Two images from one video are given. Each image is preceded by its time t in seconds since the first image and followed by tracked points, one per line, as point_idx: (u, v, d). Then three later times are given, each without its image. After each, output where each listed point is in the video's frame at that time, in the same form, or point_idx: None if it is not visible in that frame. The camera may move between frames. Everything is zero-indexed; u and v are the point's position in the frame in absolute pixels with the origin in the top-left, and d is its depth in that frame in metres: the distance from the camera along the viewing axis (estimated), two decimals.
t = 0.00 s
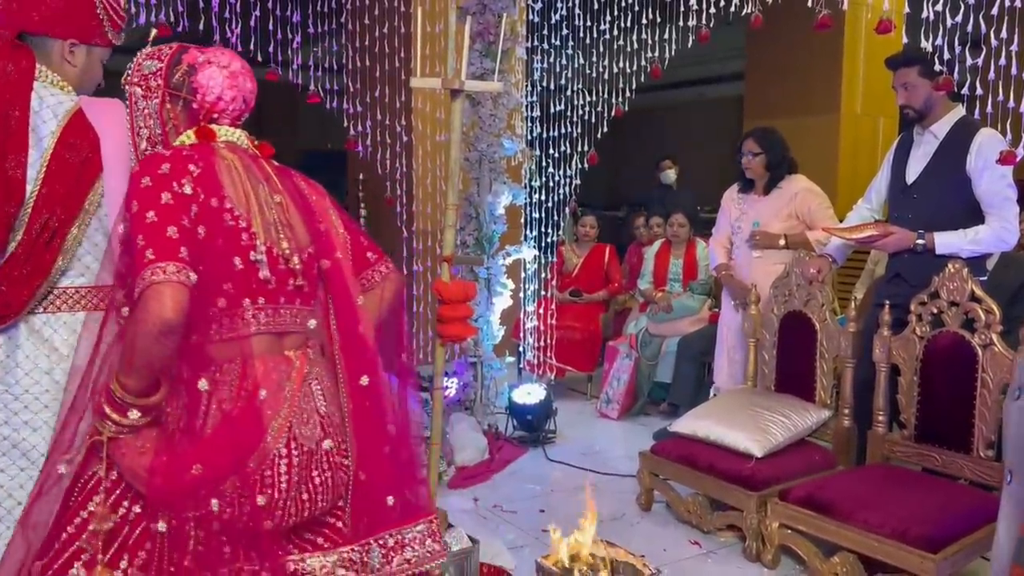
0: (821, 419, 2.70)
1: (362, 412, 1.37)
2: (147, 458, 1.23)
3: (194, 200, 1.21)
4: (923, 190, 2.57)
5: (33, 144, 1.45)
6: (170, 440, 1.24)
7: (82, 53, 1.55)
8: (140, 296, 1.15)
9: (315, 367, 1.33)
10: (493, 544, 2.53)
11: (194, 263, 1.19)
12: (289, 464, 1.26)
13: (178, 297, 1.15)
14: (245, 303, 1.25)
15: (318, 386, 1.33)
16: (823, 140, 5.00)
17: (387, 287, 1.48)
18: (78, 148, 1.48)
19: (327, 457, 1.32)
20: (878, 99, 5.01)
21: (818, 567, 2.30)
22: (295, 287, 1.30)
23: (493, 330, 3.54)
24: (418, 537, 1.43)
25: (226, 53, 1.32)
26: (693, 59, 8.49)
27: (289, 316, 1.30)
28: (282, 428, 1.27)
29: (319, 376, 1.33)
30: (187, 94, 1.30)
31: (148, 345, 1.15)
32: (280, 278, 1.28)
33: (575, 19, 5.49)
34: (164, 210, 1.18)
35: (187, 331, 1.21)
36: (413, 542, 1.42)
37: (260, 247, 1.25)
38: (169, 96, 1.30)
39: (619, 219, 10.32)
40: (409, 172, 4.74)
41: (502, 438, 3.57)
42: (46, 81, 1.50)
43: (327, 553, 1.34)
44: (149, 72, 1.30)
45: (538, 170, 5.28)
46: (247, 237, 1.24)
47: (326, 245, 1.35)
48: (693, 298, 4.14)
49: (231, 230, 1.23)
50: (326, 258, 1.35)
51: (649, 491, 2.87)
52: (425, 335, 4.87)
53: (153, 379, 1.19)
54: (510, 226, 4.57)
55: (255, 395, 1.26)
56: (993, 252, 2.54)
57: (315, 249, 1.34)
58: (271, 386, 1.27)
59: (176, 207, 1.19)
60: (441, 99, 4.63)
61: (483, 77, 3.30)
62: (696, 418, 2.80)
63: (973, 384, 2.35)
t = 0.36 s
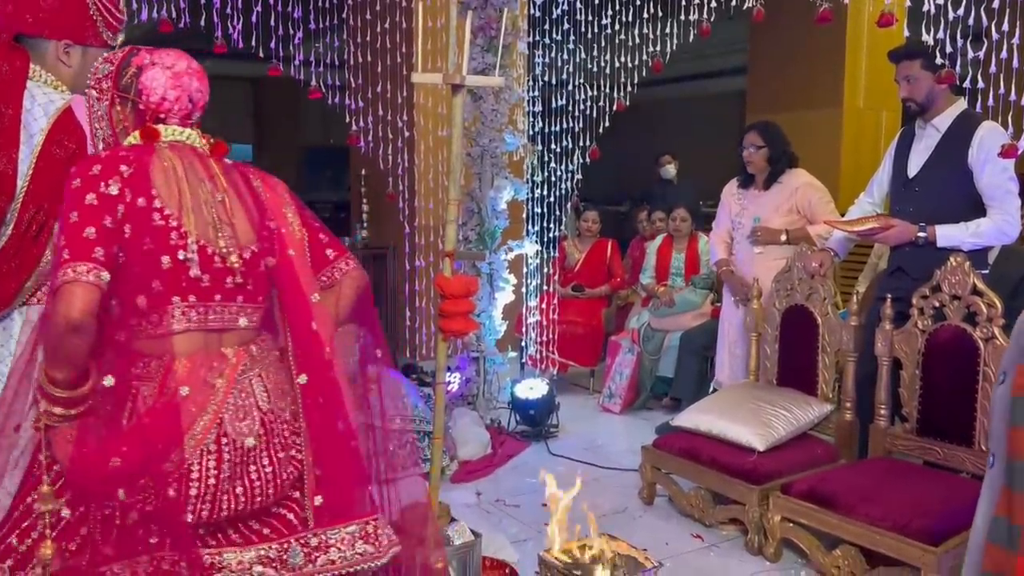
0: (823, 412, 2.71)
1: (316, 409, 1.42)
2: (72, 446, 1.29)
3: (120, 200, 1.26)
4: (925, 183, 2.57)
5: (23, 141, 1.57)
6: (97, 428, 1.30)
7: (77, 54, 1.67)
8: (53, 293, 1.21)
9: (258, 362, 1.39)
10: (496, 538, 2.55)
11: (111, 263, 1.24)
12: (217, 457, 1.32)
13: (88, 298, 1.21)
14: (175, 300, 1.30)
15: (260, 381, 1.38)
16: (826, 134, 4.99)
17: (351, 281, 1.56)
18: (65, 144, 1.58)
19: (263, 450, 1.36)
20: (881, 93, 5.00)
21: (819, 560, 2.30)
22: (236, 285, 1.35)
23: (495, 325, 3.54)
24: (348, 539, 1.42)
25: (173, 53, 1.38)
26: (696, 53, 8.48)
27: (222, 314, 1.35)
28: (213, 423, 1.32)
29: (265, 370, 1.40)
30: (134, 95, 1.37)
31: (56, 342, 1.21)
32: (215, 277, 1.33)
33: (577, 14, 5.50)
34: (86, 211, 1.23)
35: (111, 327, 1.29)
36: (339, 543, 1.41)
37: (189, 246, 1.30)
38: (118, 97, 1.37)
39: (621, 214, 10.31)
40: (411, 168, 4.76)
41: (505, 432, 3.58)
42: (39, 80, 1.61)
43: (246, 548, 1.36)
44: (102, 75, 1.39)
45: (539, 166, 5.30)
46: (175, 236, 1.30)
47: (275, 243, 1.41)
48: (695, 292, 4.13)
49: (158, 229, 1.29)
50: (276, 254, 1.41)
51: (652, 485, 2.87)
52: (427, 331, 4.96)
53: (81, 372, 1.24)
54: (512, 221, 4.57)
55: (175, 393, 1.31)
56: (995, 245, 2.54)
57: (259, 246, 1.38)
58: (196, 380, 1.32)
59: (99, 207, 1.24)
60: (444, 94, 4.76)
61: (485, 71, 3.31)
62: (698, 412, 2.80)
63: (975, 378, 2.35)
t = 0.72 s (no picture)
0: (823, 408, 2.71)
1: (240, 407, 1.42)
2: None
3: (19, 202, 1.31)
4: (925, 179, 2.57)
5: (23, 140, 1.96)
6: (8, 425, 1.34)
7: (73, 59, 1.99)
8: None
9: (178, 360, 1.40)
10: (496, 534, 2.55)
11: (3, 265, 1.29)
12: (127, 450, 1.33)
13: None
14: (80, 299, 1.32)
15: (180, 378, 1.39)
16: (827, 129, 4.98)
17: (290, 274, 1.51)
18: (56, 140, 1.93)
19: (182, 444, 1.37)
20: (882, 89, 4.99)
21: (820, 555, 2.31)
22: (148, 284, 1.36)
23: (497, 321, 3.54)
24: (253, 542, 1.39)
25: (99, 55, 1.41)
26: (697, 49, 8.46)
27: (130, 312, 1.35)
28: (124, 416, 1.33)
29: (189, 366, 1.41)
30: (55, 97, 1.40)
31: None
32: (124, 276, 1.34)
33: (577, 10, 5.49)
34: None
35: (20, 326, 1.35)
36: (243, 546, 1.38)
37: (92, 245, 1.33)
38: (44, 98, 1.41)
39: (623, 210, 10.31)
40: (411, 165, 4.76)
41: (506, 428, 3.58)
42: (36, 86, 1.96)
43: (144, 548, 1.33)
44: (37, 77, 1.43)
45: (539, 162, 5.31)
46: (78, 236, 1.32)
47: (197, 248, 1.41)
48: (696, 288, 4.13)
49: (58, 229, 1.32)
50: (199, 255, 1.41)
51: (653, 481, 2.88)
52: (427, 327, 4.96)
53: None
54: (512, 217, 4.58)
55: (75, 391, 1.31)
56: (995, 240, 2.54)
57: (177, 245, 1.39)
58: (96, 379, 1.33)
59: None
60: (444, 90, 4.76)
61: (485, 68, 3.31)
62: (698, 408, 2.81)
63: (975, 372, 2.36)
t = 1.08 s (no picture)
0: (823, 405, 2.72)
1: (188, 409, 1.51)
2: None
3: None
4: (925, 176, 2.57)
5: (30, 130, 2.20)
6: None
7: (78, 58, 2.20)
8: None
9: (134, 355, 1.49)
10: (497, 531, 2.56)
11: None
12: (76, 438, 1.43)
13: None
14: (36, 291, 1.43)
15: (134, 373, 1.48)
16: (828, 127, 4.98)
17: (253, 275, 1.57)
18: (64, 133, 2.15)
19: (135, 439, 1.47)
20: (883, 85, 5.00)
21: (819, 552, 2.32)
22: (106, 279, 1.45)
23: (497, 319, 3.54)
24: (169, 542, 1.49)
25: (73, 62, 1.48)
26: (697, 46, 8.45)
27: (84, 304, 1.45)
28: (75, 406, 1.43)
29: (148, 361, 1.50)
30: (33, 99, 1.48)
31: None
32: (80, 271, 1.43)
33: (577, 8, 5.49)
34: None
35: None
36: (157, 545, 1.48)
37: (48, 240, 1.42)
38: (26, 102, 1.50)
39: (624, 208, 10.30)
40: (412, 163, 4.77)
41: (507, 425, 3.59)
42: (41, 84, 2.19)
43: (62, 537, 1.44)
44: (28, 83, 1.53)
45: (540, 160, 5.31)
46: (36, 231, 1.42)
47: (160, 250, 1.50)
48: (697, 286, 4.15)
49: (19, 223, 1.41)
50: (160, 256, 1.50)
51: (653, 478, 2.89)
52: (428, 325, 4.94)
53: None
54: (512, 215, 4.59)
55: (19, 378, 1.42)
56: (995, 237, 2.54)
57: (135, 244, 1.47)
58: (50, 365, 1.43)
59: None
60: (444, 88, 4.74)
61: (485, 67, 3.33)
62: (698, 404, 2.81)
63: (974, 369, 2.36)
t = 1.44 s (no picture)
0: (823, 404, 2.72)
1: (156, 405, 1.52)
2: None
3: None
4: (925, 176, 2.58)
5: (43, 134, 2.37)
6: None
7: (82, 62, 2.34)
8: None
9: (108, 352, 1.49)
10: (497, 531, 2.57)
11: None
12: (45, 429, 1.44)
13: None
14: (18, 285, 1.45)
15: (105, 370, 1.48)
16: (828, 127, 4.98)
17: (228, 281, 1.56)
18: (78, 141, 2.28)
19: (104, 433, 1.47)
20: (883, 84, 5.00)
21: (819, 551, 2.33)
22: (85, 278, 1.46)
23: (497, 318, 3.55)
24: (124, 533, 1.48)
25: (70, 69, 1.49)
26: (696, 46, 8.46)
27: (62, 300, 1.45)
28: (46, 398, 1.44)
29: (121, 359, 1.50)
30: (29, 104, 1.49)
31: None
32: (61, 268, 1.45)
33: (577, 8, 5.48)
34: None
35: None
36: (112, 535, 1.47)
37: (31, 237, 1.43)
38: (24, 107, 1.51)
39: (624, 207, 10.32)
40: (412, 163, 4.78)
41: (507, 425, 3.60)
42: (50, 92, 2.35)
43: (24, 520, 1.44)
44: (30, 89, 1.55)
45: (539, 159, 5.31)
46: (21, 228, 1.44)
47: (140, 252, 1.50)
48: (696, 285, 4.15)
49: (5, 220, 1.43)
50: (139, 258, 1.50)
51: (652, 477, 2.89)
52: (428, 325, 4.93)
53: None
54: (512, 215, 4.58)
55: None
56: (995, 237, 2.54)
57: (115, 246, 1.47)
58: (29, 359, 1.44)
59: None
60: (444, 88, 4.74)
61: (485, 67, 3.33)
62: (698, 404, 2.82)
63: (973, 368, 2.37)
